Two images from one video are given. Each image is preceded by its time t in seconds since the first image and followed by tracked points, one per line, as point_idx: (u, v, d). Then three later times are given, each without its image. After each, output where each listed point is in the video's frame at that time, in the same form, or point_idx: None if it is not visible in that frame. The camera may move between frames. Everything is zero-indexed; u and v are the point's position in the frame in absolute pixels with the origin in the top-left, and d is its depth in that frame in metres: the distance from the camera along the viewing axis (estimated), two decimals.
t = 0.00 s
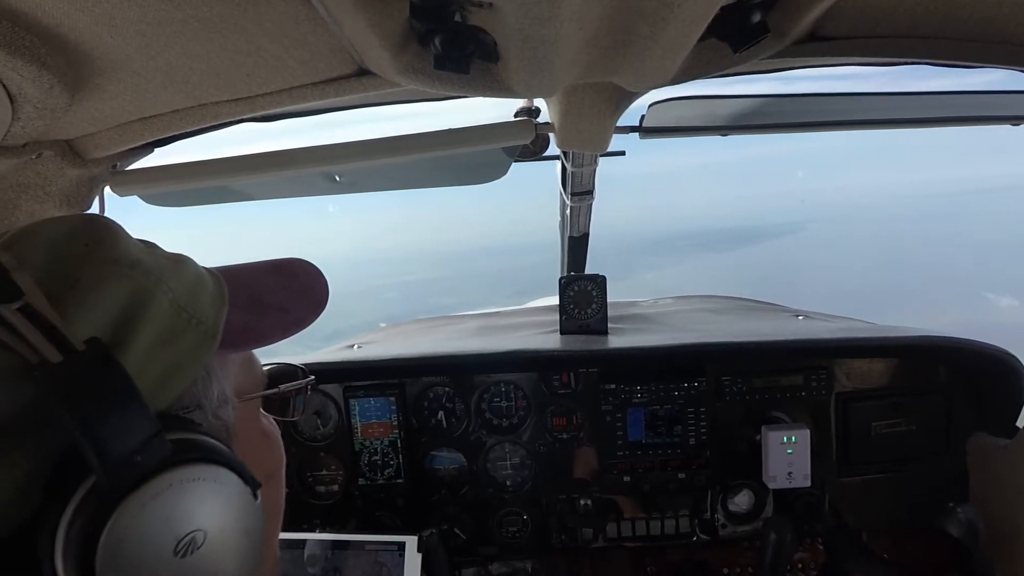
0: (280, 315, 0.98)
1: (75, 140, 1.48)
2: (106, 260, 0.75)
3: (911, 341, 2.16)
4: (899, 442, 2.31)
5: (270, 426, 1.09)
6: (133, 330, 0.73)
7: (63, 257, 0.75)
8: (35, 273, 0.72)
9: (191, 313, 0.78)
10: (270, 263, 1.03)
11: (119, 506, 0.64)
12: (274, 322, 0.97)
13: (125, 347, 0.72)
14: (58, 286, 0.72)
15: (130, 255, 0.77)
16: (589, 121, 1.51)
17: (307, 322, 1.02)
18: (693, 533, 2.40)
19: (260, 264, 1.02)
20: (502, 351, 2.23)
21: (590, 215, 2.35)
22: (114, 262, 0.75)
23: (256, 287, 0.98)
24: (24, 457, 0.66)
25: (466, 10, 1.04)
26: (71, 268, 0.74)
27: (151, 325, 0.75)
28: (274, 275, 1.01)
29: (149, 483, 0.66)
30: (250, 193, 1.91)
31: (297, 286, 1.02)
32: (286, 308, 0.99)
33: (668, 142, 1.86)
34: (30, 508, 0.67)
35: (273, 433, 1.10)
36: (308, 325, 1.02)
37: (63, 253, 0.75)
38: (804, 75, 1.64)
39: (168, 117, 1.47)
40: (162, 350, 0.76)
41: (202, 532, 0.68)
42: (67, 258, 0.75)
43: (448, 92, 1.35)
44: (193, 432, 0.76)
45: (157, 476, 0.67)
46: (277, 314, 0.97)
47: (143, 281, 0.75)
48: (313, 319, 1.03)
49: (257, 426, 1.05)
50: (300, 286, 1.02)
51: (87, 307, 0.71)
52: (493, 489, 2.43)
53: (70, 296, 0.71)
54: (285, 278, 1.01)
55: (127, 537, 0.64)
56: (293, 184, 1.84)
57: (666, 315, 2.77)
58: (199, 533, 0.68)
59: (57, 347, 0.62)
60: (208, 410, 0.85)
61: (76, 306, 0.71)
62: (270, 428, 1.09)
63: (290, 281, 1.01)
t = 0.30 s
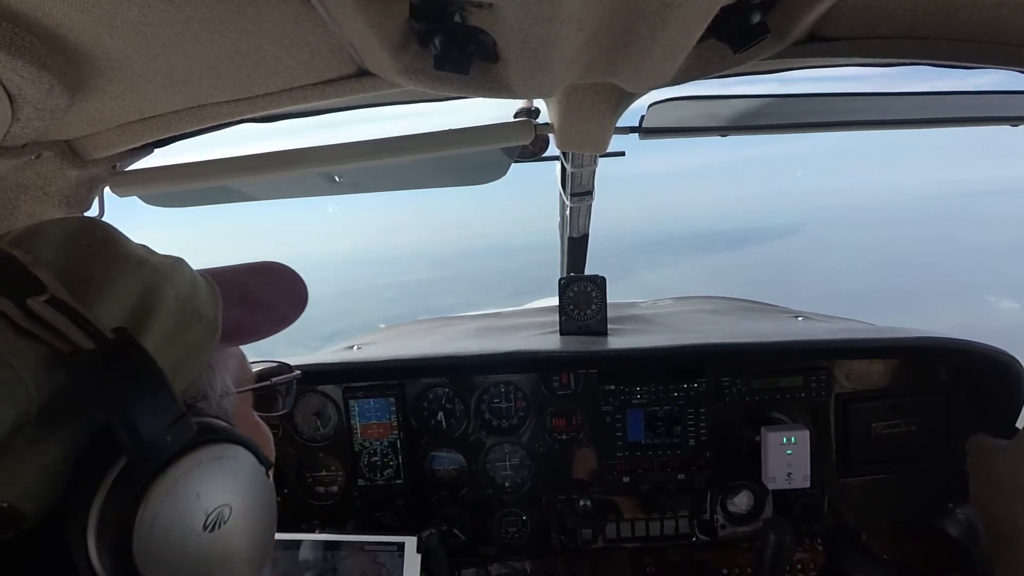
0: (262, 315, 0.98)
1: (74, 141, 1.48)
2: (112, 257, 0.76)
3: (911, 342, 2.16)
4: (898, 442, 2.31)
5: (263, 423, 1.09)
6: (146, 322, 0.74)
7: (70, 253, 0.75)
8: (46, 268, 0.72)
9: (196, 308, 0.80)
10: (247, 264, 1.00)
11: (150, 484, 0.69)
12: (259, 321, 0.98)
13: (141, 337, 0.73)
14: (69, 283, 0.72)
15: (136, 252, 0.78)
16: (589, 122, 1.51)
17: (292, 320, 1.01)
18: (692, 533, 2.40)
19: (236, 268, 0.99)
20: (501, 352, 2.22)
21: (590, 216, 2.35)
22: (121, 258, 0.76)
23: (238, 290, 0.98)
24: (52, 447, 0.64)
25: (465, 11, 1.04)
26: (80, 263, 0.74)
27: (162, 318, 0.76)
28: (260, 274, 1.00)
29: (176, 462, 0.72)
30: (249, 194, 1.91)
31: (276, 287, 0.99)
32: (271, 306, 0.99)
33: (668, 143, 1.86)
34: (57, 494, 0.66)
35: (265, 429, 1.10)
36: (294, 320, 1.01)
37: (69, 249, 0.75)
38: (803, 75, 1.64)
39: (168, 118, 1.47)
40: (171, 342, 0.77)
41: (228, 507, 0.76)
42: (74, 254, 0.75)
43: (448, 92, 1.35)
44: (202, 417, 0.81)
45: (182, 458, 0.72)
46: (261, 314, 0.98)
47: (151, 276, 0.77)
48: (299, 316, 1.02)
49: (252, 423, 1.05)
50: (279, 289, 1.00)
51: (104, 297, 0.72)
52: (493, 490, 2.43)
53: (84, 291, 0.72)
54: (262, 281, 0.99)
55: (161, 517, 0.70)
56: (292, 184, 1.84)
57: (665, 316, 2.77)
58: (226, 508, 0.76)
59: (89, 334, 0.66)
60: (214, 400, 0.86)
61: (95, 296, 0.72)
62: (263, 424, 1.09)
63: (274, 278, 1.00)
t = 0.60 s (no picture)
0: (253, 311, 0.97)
1: (73, 142, 1.48)
2: (106, 253, 0.76)
3: (910, 343, 2.16)
4: (897, 443, 2.31)
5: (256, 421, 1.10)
6: (144, 314, 0.74)
7: (66, 249, 0.75)
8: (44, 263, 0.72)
9: (191, 302, 0.80)
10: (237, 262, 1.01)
11: (153, 478, 0.70)
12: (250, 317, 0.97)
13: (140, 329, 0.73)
14: (65, 278, 0.72)
15: (131, 248, 0.78)
16: (588, 122, 1.51)
17: (283, 317, 0.99)
18: (692, 534, 2.40)
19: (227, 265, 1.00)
20: (500, 353, 2.22)
21: (589, 217, 2.35)
22: (116, 254, 0.77)
23: (229, 286, 0.97)
24: (51, 443, 0.65)
25: (465, 11, 1.03)
26: (77, 259, 0.74)
27: (159, 310, 0.76)
28: (246, 272, 0.99)
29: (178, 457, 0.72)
30: (248, 194, 1.91)
31: (265, 284, 0.99)
32: (260, 303, 0.98)
33: (667, 143, 1.86)
34: (57, 491, 0.67)
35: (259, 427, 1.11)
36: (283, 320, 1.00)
37: (64, 246, 0.75)
38: (802, 76, 1.64)
39: (168, 118, 1.47)
40: (169, 335, 0.77)
41: (229, 501, 0.77)
42: (70, 250, 0.75)
43: (447, 93, 1.35)
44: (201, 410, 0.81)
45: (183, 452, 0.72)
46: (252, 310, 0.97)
47: (147, 270, 0.77)
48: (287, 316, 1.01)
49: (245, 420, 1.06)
50: (268, 285, 0.99)
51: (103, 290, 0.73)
52: (492, 490, 2.43)
53: (83, 285, 0.72)
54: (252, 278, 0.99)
55: (163, 511, 0.71)
56: (291, 185, 1.84)
57: (664, 316, 2.77)
58: (227, 503, 0.77)
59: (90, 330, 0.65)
60: (209, 395, 0.87)
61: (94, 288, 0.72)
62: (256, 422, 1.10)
63: (263, 276, 1.00)
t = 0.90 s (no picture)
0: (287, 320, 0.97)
1: (73, 142, 1.48)
2: (117, 262, 0.76)
3: (909, 343, 2.16)
4: (897, 443, 2.31)
5: (275, 431, 1.12)
6: (143, 332, 0.74)
7: (76, 259, 0.75)
8: (50, 275, 0.73)
9: (201, 318, 0.79)
10: (275, 268, 1.01)
11: (127, 503, 0.67)
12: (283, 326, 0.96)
13: (137, 347, 0.74)
14: (71, 288, 0.73)
15: (142, 259, 0.77)
16: (588, 122, 1.51)
17: (316, 327, 0.98)
18: (692, 534, 2.40)
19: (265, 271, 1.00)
20: (500, 353, 2.22)
21: (589, 217, 2.35)
22: (125, 265, 0.76)
23: (265, 292, 0.98)
24: (31, 459, 0.68)
25: (464, 12, 1.04)
26: (85, 271, 0.74)
27: (161, 327, 0.76)
28: (283, 278, 0.99)
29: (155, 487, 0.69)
30: (248, 195, 1.92)
31: (301, 292, 0.99)
32: (296, 312, 0.97)
33: (666, 144, 1.86)
34: (36, 508, 0.70)
35: (278, 436, 1.13)
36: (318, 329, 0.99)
37: (75, 255, 0.75)
38: (802, 76, 1.64)
39: (167, 119, 1.47)
40: (171, 351, 0.77)
41: (206, 537, 0.72)
42: (80, 261, 0.75)
43: (446, 94, 1.35)
44: (194, 436, 0.79)
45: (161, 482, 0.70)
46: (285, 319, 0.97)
47: (154, 284, 0.76)
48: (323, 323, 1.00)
49: (264, 429, 1.08)
50: (304, 293, 0.99)
51: (102, 307, 0.73)
52: (492, 491, 2.43)
53: (83, 301, 0.72)
54: (288, 285, 0.99)
55: (132, 543, 0.68)
56: (291, 185, 1.84)
57: (664, 317, 2.78)
58: (203, 538, 0.72)
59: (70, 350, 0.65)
60: (215, 414, 0.87)
61: (93, 305, 0.72)
62: (275, 432, 1.12)
63: (300, 284, 1.00)
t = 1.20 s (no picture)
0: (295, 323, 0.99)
1: (73, 142, 1.49)
2: (126, 265, 0.76)
3: (909, 344, 2.16)
4: (897, 443, 2.31)
5: (283, 433, 1.13)
6: (150, 335, 0.75)
7: (84, 260, 0.75)
8: (57, 275, 0.73)
9: (206, 320, 0.81)
10: (283, 271, 1.04)
11: (130, 505, 0.68)
12: (290, 329, 0.98)
13: (144, 349, 0.74)
14: (79, 289, 0.73)
15: (149, 262, 0.78)
16: (588, 122, 1.51)
17: (323, 331, 1.02)
18: (692, 535, 2.40)
19: (273, 274, 1.02)
20: (500, 354, 2.22)
21: (589, 218, 2.35)
22: (133, 268, 0.77)
23: (273, 294, 0.99)
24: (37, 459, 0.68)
25: (464, 12, 1.04)
26: (93, 273, 0.75)
27: (168, 330, 0.77)
28: (291, 281, 1.02)
29: (158, 490, 0.70)
30: (248, 195, 1.92)
31: (310, 295, 1.02)
32: (303, 316, 0.99)
33: (666, 144, 1.86)
34: (40, 509, 0.69)
35: (286, 439, 1.13)
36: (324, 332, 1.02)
37: (83, 257, 0.76)
38: (802, 76, 1.64)
39: (167, 119, 1.47)
40: (177, 354, 0.78)
41: (208, 540, 0.72)
42: (88, 262, 0.75)
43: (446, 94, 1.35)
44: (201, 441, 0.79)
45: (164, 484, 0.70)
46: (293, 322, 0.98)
47: (162, 287, 0.77)
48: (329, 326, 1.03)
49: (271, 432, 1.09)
50: (312, 296, 1.02)
51: (110, 309, 0.73)
52: (492, 492, 2.43)
53: (91, 302, 0.72)
54: (296, 288, 1.02)
55: (135, 544, 0.68)
56: (291, 185, 1.84)
57: (664, 317, 2.77)
58: (204, 541, 0.71)
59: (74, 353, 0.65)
60: (221, 417, 0.87)
61: (101, 307, 0.73)
62: (283, 435, 1.12)
63: (309, 288, 1.02)
